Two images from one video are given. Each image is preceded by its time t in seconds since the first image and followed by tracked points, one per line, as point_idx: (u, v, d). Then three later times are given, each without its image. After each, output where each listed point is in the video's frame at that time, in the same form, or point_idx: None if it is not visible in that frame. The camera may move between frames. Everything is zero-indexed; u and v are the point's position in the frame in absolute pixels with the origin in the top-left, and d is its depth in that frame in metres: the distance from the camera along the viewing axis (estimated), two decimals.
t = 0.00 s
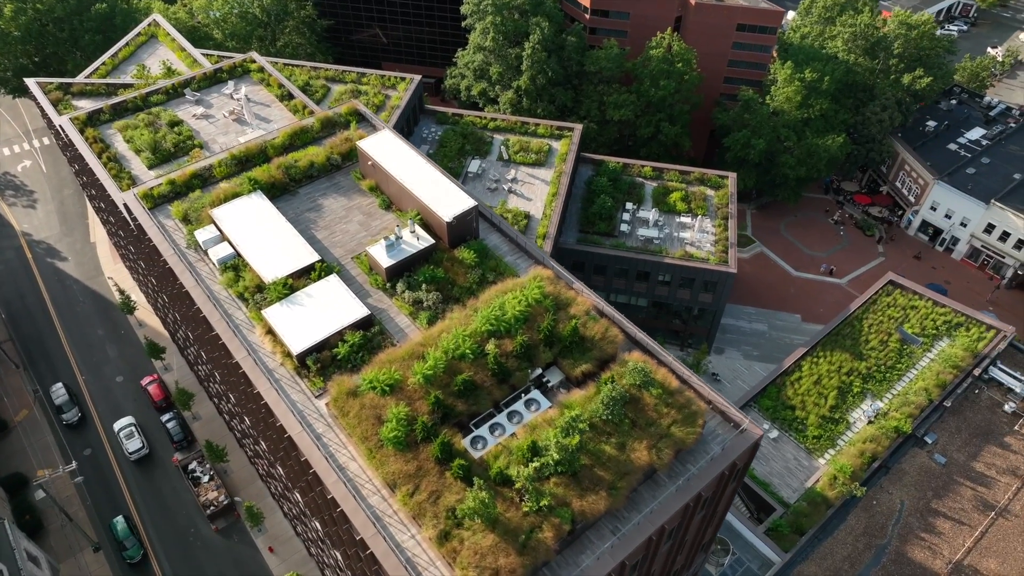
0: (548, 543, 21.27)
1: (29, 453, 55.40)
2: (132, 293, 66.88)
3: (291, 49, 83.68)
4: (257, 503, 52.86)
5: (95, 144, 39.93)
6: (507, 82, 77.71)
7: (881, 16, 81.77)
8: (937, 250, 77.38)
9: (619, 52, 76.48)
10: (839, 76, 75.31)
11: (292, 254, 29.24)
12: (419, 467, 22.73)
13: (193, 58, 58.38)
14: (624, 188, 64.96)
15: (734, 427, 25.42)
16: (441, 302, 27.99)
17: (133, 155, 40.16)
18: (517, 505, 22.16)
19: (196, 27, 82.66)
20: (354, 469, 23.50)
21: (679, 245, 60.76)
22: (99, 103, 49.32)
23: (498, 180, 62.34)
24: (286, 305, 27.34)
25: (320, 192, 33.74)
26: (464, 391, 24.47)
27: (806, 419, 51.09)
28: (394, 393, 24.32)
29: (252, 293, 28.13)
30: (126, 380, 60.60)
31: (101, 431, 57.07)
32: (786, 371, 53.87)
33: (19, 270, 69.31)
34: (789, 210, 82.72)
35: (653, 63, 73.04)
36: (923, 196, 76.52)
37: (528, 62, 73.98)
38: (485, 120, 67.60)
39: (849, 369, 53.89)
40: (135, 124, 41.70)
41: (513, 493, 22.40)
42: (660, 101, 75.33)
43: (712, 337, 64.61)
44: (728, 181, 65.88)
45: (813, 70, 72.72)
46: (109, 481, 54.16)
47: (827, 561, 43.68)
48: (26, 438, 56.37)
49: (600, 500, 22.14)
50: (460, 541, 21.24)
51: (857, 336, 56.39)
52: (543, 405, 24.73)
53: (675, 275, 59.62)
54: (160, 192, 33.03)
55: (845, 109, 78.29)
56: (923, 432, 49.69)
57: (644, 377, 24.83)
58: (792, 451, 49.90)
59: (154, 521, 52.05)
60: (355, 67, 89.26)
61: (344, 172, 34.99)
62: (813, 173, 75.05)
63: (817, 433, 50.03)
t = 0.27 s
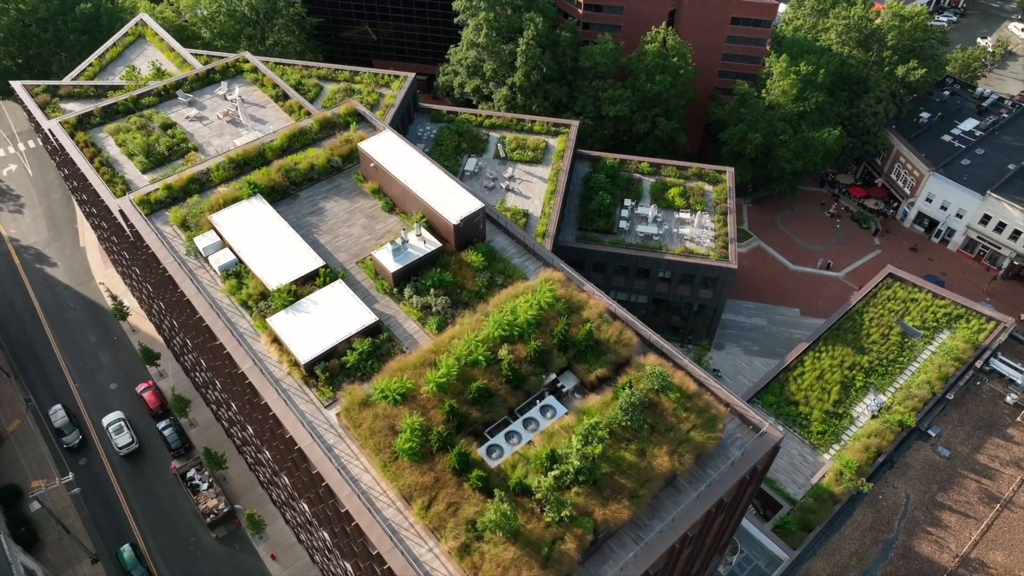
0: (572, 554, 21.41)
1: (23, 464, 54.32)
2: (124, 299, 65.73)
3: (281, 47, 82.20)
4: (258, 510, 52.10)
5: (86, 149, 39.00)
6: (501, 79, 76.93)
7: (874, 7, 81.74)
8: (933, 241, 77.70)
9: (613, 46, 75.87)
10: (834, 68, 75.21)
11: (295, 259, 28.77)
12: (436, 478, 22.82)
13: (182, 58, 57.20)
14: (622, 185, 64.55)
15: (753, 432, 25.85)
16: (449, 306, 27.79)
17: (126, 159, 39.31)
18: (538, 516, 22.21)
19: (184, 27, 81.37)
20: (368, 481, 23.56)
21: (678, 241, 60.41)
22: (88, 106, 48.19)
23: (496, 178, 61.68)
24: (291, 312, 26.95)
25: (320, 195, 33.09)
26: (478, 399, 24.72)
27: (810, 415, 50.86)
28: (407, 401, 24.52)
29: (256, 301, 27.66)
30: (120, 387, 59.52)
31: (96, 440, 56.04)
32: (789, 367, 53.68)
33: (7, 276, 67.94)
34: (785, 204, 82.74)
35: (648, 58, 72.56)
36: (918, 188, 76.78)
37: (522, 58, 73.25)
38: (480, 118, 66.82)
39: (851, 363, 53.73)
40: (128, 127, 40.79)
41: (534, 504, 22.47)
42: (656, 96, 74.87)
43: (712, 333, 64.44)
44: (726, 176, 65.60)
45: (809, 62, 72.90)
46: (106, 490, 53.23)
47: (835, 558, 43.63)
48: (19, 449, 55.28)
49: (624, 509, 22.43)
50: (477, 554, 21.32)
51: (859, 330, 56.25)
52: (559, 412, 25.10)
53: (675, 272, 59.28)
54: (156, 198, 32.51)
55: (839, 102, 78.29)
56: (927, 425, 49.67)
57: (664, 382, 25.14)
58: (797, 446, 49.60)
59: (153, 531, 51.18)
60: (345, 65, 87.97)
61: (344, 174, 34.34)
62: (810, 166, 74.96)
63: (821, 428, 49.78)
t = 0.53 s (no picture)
0: (596, 565, 21.56)
1: (16, 476, 53.21)
2: (116, 304, 64.61)
3: (270, 46, 80.70)
4: (259, 517, 51.47)
5: (78, 153, 38.06)
6: (496, 75, 76.12)
7: None
8: (929, 233, 78.01)
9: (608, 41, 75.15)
10: (828, 61, 75.09)
11: (299, 265, 28.59)
12: (454, 489, 22.86)
13: (172, 59, 55.99)
14: (620, 181, 64.10)
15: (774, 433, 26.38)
16: (459, 311, 27.78)
17: (119, 164, 38.39)
18: (561, 527, 22.37)
19: (171, 27, 79.96)
20: (382, 493, 23.53)
21: (678, 237, 60.05)
22: (77, 108, 47.06)
23: (493, 177, 61.00)
24: (297, 320, 26.78)
25: (322, 199, 32.77)
26: (494, 407, 24.80)
27: (814, 410, 50.76)
28: (421, 411, 24.50)
29: (260, 310, 27.50)
30: (115, 395, 58.47)
31: (92, 449, 55.03)
32: (791, 362, 53.52)
33: None
34: (781, 197, 82.75)
35: (644, 53, 72.05)
36: (914, 180, 77.00)
37: (516, 54, 72.47)
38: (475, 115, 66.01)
39: (853, 357, 53.64)
40: (119, 130, 39.81)
41: (556, 516, 22.61)
42: (651, 91, 74.38)
43: (713, 329, 64.20)
44: (724, 171, 65.29)
45: (803, 55, 72.73)
46: (103, 501, 52.28)
47: (843, 553, 43.56)
48: (12, 460, 54.16)
49: (647, 518, 22.68)
50: (500, 567, 21.33)
51: (860, 324, 56.19)
52: (575, 418, 25.32)
53: (675, 268, 58.93)
54: (154, 203, 31.99)
55: (834, 94, 78.21)
56: (931, 419, 49.62)
57: (684, 387, 25.46)
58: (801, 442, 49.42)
59: (153, 541, 50.33)
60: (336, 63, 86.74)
61: (345, 177, 34.05)
62: (806, 160, 74.90)
63: (826, 423, 49.68)
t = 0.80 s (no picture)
0: None
1: (10, 488, 52.11)
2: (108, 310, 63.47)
3: (259, 45, 79.16)
4: (261, 525, 50.63)
5: (69, 159, 37.12)
6: (490, 72, 75.26)
7: None
8: (925, 225, 78.35)
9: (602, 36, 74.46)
10: (823, 54, 74.96)
11: (304, 273, 28.24)
12: (474, 501, 22.60)
13: (161, 60, 54.74)
14: (618, 178, 63.62)
15: (795, 438, 26.55)
16: (469, 316, 27.58)
17: (112, 169, 37.47)
18: (585, 540, 22.30)
19: (158, 27, 78.58)
20: (398, 506, 23.21)
21: (678, 234, 59.65)
22: (65, 112, 45.93)
23: (490, 176, 60.27)
24: (305, 329, 26.43)
25: (324, 203, 32.47)
26: (510, 416, 24.58)
27: (818, 406, 50.64)
28: (436, 422, 24.19)
29: (265, 319, 27.08)
30: (110, 403, 57.42)
31: (87, 459, 54.03)
32: (794, 358, 53.36)
33: None
34: (776, 191, 82.71)
35: (639, 48, 71.51)
36: (909, 172, 77.16)
37: (511, 51, 71.65)
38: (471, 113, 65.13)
39: (856, 352, 53.53)
40: (111, 135, 38.85)
41: (579, 527, 22.54)
42: (647, 86, 73.84)
43: (713, 325, 63.96)
44: (722, 166, 64.97)
45: (798, 49, 72.52)
46: (100, 512, 51.33)
47: (851, 550, 43.45)
48: (5, 471, 53.06)
49: (673, 527, 22.75)
50: None
51: (862, 318, 56.12)
52: (593, 425, 25.49)
53: (676, 265, 58.55)
54: (152, 210, 31.39)
55: (829, 87, 78.12)
56: (934, 412, 49.65)
57: (704, 392, 25.55)
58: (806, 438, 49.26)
59: (152, 552, 49.43)
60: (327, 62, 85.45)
61: (347, 180, 33.76)
62: (802, 154, 74.80)
63: (830, 419, 49.55)
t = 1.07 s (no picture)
0: None
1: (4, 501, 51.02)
2: (101, 316, 62.36)
3: (248, 44, 77.85)
4: (262, 533, 49.81)
5: (61, 165, 36.21)
6: (483, 69, 74.37)
7: None
8: (921, 217, 78.64)
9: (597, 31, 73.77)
10: (818, 47, 74.80)
11: (310, 280, 28.05)
12: (494, 515, 22.42)
13: (149, 60, 53.56)
14: (616, 174, 63.13)
15: (816, 441, 26.69)
16: (479, 321, 27.54)
17: (105, 174, 36.59)
18: (611, 552, 22.18)
19: (145, 27, 77.20)
20: (414, 520, 22.99)
21: (678, 230, 59.26)
22: (54, 116, 44.87)
23: (487, 174, 59.51)
24: (312, 338, 26.22)
25: (326, 207, 32.27)
26: (528, 425, 24.54)
27: (822, 401, 50.51)
28: (452, 432, 24.08)
29: (272, 327, 26.74)
30: (104, 412, 56.39)
31: (82, 469, 53.04)
32: (797, 353, 53.21)
33: None
34: (772, 185, 82.65)
35: (634, 43, 70.94)
36: (905, 164, 77.40)
37: (505, 47, 70.81)
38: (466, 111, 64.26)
39: (858, 346, 53.45)
40: (103, 139, 37.91)
41: (604, 539, 22.43)
42: (642, 82, 73.29)
43: (714, 321, 63.73)
44: (720, 161, 64.62)
45: (793, 42, 72.30)
46: (96, 523, 50.37)
47: (859, 545, 43.35)
48: None
49: (700, 537, 22.83)
50: None
51: (863, 313, 56.05)
52: (613, 433, 25.34)
53: (676, 262, 58.19)
54: (150, 217, 30.89)
55: (824, 80, 78.02)
56: (938, 406, 49.60)
57: (724, 396, 25.65)
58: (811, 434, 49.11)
59: (152, 563, 48.55)
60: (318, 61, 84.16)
61: (349, 182, 33.71)
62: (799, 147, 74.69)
63: (835, 414, 49.42)
